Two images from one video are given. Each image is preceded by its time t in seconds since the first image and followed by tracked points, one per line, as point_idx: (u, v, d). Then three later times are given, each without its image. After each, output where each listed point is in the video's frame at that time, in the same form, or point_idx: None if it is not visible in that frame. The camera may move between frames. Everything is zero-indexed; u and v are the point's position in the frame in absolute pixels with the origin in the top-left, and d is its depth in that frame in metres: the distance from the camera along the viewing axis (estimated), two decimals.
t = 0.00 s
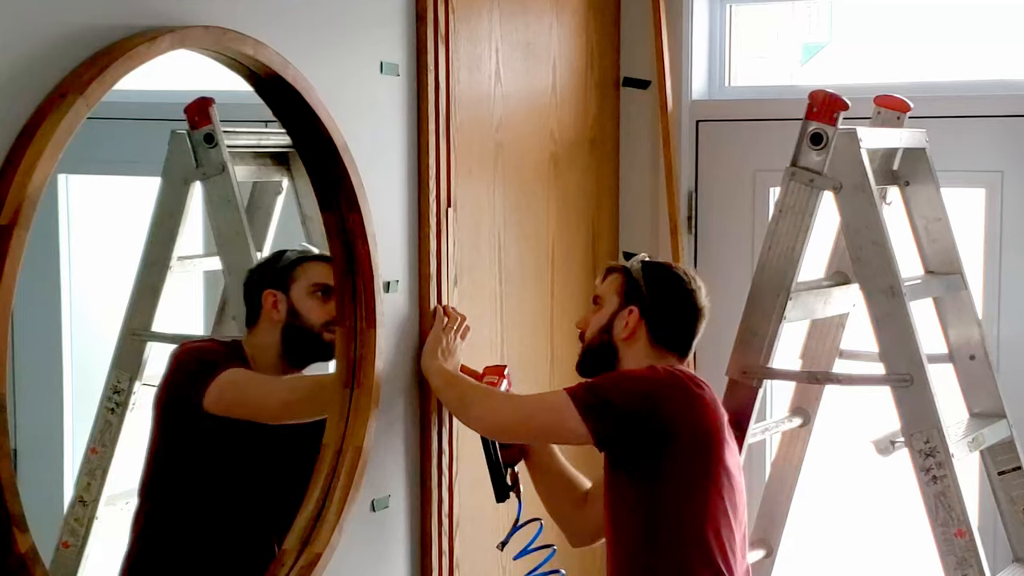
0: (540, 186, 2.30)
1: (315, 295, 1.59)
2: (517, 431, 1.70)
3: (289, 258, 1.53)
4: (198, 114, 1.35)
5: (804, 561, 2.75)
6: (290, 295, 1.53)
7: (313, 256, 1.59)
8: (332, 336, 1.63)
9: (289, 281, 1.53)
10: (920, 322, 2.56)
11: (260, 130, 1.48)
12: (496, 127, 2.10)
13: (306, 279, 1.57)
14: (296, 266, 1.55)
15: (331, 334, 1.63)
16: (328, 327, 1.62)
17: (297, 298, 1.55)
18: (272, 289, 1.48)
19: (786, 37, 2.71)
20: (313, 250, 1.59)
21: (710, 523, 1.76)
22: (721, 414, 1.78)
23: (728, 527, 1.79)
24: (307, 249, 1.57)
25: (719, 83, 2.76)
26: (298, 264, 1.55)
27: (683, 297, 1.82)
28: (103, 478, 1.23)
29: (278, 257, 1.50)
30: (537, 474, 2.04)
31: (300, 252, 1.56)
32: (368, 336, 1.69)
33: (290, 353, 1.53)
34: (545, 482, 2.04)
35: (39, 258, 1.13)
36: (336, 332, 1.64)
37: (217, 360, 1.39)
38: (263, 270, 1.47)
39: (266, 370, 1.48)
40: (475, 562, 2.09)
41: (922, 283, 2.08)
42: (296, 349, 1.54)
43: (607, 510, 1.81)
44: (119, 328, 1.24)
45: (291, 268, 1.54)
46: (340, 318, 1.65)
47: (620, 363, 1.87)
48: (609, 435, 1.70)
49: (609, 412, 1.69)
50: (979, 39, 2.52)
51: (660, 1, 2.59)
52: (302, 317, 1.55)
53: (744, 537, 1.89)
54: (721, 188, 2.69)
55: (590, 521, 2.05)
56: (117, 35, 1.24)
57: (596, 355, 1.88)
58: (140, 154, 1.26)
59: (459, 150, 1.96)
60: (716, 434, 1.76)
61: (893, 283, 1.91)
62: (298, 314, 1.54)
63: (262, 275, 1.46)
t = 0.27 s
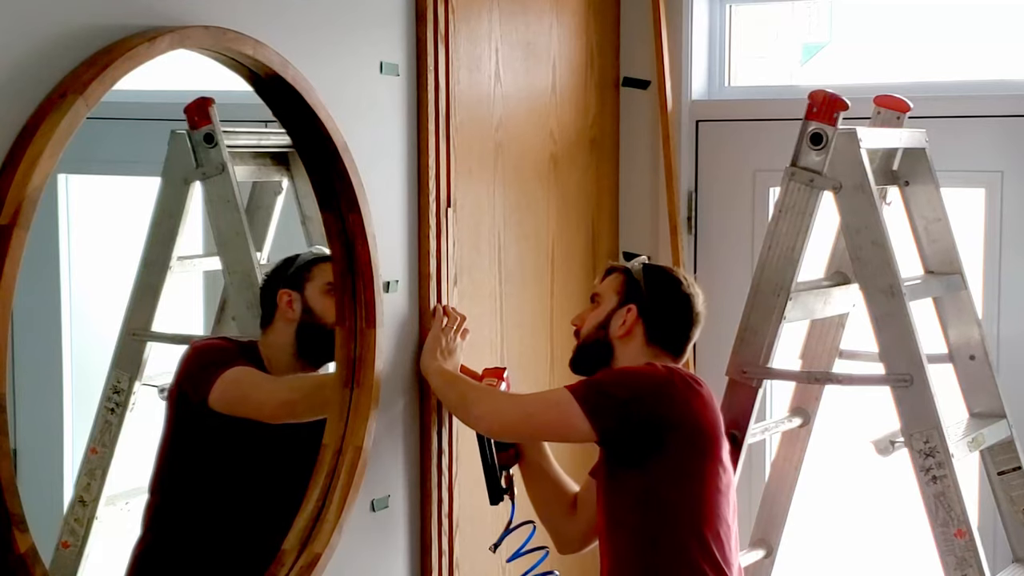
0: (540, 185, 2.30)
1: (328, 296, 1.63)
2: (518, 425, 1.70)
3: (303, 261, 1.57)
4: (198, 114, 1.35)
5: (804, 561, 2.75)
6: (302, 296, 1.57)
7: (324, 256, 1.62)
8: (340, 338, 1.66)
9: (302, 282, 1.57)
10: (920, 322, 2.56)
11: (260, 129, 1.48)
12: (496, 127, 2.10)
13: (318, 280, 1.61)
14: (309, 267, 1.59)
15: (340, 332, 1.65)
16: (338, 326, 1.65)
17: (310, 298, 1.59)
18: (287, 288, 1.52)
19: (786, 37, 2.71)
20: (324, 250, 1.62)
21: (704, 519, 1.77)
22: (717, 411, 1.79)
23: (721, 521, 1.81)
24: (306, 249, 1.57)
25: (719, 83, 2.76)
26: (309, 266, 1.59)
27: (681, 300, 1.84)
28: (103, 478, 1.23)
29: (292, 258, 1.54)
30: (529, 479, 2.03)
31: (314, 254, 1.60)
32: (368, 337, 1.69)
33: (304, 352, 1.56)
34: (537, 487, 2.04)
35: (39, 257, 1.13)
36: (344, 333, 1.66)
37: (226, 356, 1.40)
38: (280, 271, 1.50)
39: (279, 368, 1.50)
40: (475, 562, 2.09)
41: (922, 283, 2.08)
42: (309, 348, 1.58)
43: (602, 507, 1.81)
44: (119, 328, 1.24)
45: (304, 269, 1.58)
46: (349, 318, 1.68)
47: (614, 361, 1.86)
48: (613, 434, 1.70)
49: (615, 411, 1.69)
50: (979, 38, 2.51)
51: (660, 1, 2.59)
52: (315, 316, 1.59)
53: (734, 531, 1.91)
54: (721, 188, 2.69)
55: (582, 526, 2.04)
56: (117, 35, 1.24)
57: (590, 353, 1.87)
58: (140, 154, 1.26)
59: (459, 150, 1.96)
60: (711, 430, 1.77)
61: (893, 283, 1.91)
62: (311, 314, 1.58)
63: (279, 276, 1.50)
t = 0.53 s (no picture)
0: (540, 186, 2.29)
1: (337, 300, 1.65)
2: (520, 425, 1.69)
3: (311, 264, 1.59)
4: (198, 114, 1.35)
5: (804, 561, 2.75)
6: (311, 298, 1.59)
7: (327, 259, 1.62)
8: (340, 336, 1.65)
9: (311, 285, 1.59)
10: (920, 322, 2.56)
11: (260, 130, 1.48)
12: (496, 127, 2.10)
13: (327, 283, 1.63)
14: (318, 270, 1.61)
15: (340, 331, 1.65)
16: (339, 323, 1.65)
17: (319, 301, 1.61)
18: (295, 289, 1.54)
19: (786, 38, 2.71)
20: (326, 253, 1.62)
21: (703, 518, 1.78)
22: (717, 411, 1.79)
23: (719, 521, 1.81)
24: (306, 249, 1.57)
25: (719, 83, 2.76)
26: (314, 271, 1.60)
27: (682, 302, 1.84)
28: (103, 478, 1.23)
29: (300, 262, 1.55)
30: (524, 481, 2.03)
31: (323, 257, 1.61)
32: (368, 337, 1.69)
33: (312, 353, 1.58)
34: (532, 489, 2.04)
35: (39, 257, 1.13)
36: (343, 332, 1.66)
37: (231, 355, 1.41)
38: (289, 274, 1.52)
39: (287, 368, 1.52)
40: (475, 562, 2.09)
41: (922, 283, 2.08)
42: (317, 350, 1.59)
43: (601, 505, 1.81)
44: (119, 328, 1.24)
45: (313, 272, 1.60)
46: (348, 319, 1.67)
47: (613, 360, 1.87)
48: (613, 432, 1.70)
49: (616, 408, 1.69)
50: (978, 38, 2.51)
51: (660, 2, 2.59)
52: (323, 318, 1.61)
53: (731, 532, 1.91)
54: (721, 188, 2.69)
55: (578, 527, 2.04)
56: (117, 35, 1.24)
57: (589, 352, 1.87)
58: (140, 154, 1.26)
59: (459, 150, 1.96)
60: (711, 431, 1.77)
61: (893, 283, 1.91)
62: (316, 316, 1.60)
63: (287, 278, 1.52)
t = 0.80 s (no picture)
0: (540, 186, 2.29)
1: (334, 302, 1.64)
2: (522, 426, 1.69)
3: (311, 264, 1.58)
4: (198, 114, 1.35)
5: (804, 561, 2.75)
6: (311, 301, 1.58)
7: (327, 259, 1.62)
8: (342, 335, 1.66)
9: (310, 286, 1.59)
10: (920, 322, 2.56)
11: (260, 129, 1.48)
12: (496, 127, 2.10)
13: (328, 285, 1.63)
14: (318, 270, 1.60)
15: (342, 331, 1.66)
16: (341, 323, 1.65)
17: (318, 301, 1.61)
18: (294, 290, 1.53)
19: (786, 38, 2.71)
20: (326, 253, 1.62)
21: (703, 518, 1.77)
22: (718, 411, 1.79)
23: (719, 521, 1.81)
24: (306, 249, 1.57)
25: (719, 83, 2.76)
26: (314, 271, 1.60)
27: (685, 302, 1.84)
28: (103, 478, 1.23)
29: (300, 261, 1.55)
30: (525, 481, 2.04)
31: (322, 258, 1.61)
32: (368, 337, 1.69)
33: (311, 353, 1.58)
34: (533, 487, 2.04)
35: (39, 256, 1.13)
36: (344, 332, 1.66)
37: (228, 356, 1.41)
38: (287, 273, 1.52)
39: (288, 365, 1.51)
40: (475, 562, 2.08)
41: (922, 283, 2.08)
42: (315, 349, 1.59)
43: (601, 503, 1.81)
44: (119, 328, 1.24)
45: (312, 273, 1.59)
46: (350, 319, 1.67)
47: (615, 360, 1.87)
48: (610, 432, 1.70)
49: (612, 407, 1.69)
50: (978, 38, 2.51)
51: (660, 1, 2.59)
52: (322, 318, 1.61)
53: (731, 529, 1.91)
54: (721, 188, 2.69)
55: (579, 527, 2.04)
56: (117, 35, 1.24)
57: (592, 352, 1.87)
58: (140, 154, 1.26)
59: (459, 150, 1.96)
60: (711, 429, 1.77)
61: (893, 283, 1.91)
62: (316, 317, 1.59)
63: (286, 278, 1.51)
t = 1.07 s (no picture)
0: (540, 185, 2.30)
1: (314, 296, 1.59)
2: (522, 426, 1.69)
3: (289, 257, 1.53)
4: (198, 114, 1.35)
5: (804, 561, 2.75)
6: (290, 297, 1.53)
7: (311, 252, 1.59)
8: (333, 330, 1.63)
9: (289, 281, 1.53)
10: (920, 322, 2.56)
11: (260, 129, 1.48)
12: (496, 128, 2.10)
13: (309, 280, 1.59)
14: (296, 264, 1.55)
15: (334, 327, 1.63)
16: (332, 321, 1.63)
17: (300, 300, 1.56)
18: (274, 288, 1.49)
19: (786, 38, 2.71)
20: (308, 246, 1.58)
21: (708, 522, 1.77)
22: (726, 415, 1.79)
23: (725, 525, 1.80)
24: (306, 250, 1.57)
25: (719, 83, 2.76)
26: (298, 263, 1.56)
27: (686, 299, 1.84)
28: (102, 478, 1.23)
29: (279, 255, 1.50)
30: (529, 483, 2.04)
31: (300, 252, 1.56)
32: (368, 337, 1.69)
33: (293, 349, 1.54)
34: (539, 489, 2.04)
35: (39, 256, 1.13)
36: (337, 327, 1.64)
37: (221, 355, 1.40)
38: (266, 270, 1.47)
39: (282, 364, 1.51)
40: (475, 562, 2.09)
41: (922, 283, 2.08)
42: (297, 346, 1.55)
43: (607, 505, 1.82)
44: (119, 328, 1.24)
45: (291, 267, 1.54)
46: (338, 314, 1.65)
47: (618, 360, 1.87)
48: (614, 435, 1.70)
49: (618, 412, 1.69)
50: (978, 38, 2.51)
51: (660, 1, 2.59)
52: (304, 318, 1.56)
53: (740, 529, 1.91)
54: (721, 188, 2.69)
55: (586, 529, 2.04)
56: (117, 35, 1.24)
57: (593, 352, 1.86)
58: (140, 154, 1.26)
59: (459, 150, 1.96)
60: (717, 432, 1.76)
61: (893, 283, 1.91)
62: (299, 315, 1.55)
63: (265, 275, 1.47)
